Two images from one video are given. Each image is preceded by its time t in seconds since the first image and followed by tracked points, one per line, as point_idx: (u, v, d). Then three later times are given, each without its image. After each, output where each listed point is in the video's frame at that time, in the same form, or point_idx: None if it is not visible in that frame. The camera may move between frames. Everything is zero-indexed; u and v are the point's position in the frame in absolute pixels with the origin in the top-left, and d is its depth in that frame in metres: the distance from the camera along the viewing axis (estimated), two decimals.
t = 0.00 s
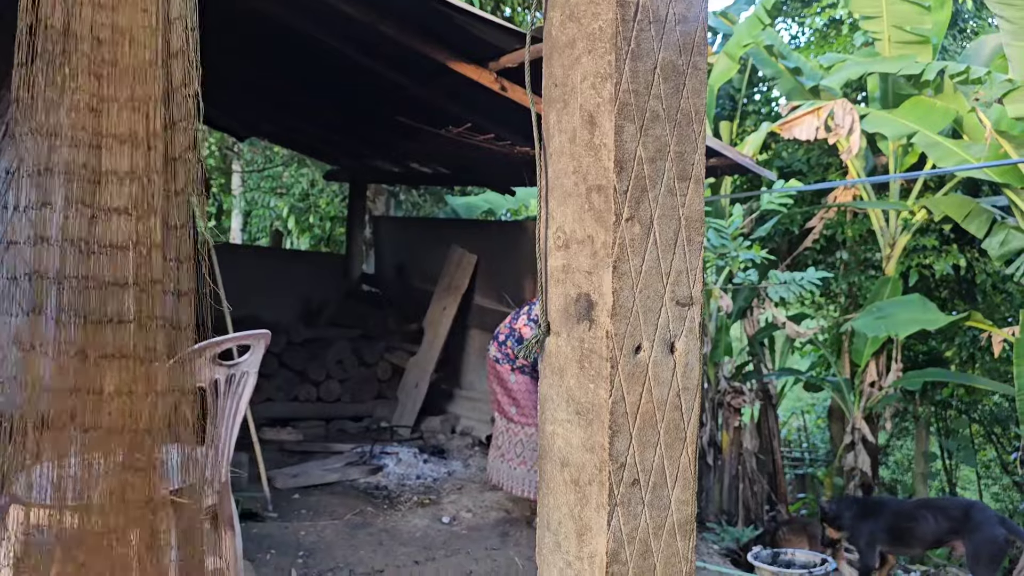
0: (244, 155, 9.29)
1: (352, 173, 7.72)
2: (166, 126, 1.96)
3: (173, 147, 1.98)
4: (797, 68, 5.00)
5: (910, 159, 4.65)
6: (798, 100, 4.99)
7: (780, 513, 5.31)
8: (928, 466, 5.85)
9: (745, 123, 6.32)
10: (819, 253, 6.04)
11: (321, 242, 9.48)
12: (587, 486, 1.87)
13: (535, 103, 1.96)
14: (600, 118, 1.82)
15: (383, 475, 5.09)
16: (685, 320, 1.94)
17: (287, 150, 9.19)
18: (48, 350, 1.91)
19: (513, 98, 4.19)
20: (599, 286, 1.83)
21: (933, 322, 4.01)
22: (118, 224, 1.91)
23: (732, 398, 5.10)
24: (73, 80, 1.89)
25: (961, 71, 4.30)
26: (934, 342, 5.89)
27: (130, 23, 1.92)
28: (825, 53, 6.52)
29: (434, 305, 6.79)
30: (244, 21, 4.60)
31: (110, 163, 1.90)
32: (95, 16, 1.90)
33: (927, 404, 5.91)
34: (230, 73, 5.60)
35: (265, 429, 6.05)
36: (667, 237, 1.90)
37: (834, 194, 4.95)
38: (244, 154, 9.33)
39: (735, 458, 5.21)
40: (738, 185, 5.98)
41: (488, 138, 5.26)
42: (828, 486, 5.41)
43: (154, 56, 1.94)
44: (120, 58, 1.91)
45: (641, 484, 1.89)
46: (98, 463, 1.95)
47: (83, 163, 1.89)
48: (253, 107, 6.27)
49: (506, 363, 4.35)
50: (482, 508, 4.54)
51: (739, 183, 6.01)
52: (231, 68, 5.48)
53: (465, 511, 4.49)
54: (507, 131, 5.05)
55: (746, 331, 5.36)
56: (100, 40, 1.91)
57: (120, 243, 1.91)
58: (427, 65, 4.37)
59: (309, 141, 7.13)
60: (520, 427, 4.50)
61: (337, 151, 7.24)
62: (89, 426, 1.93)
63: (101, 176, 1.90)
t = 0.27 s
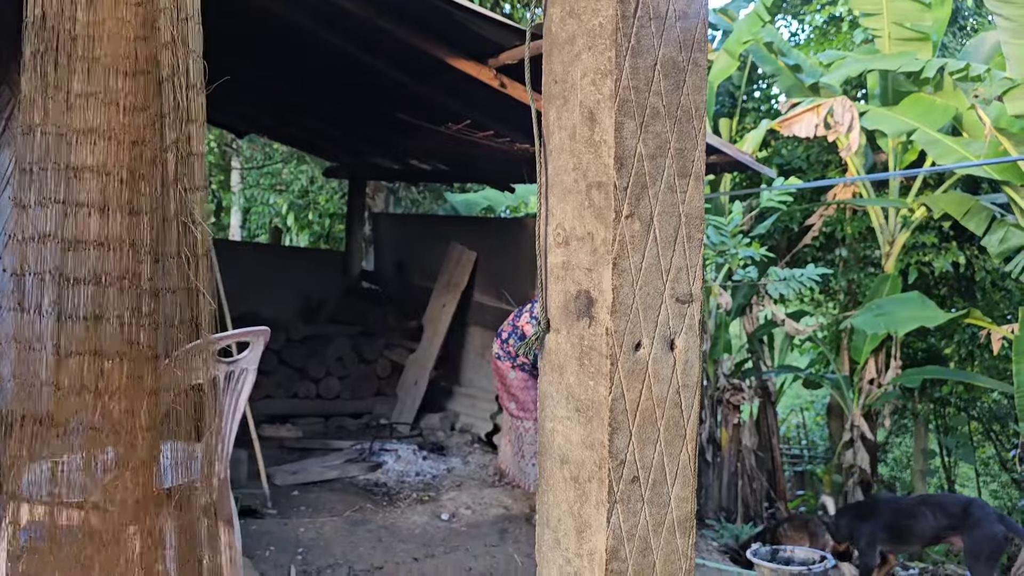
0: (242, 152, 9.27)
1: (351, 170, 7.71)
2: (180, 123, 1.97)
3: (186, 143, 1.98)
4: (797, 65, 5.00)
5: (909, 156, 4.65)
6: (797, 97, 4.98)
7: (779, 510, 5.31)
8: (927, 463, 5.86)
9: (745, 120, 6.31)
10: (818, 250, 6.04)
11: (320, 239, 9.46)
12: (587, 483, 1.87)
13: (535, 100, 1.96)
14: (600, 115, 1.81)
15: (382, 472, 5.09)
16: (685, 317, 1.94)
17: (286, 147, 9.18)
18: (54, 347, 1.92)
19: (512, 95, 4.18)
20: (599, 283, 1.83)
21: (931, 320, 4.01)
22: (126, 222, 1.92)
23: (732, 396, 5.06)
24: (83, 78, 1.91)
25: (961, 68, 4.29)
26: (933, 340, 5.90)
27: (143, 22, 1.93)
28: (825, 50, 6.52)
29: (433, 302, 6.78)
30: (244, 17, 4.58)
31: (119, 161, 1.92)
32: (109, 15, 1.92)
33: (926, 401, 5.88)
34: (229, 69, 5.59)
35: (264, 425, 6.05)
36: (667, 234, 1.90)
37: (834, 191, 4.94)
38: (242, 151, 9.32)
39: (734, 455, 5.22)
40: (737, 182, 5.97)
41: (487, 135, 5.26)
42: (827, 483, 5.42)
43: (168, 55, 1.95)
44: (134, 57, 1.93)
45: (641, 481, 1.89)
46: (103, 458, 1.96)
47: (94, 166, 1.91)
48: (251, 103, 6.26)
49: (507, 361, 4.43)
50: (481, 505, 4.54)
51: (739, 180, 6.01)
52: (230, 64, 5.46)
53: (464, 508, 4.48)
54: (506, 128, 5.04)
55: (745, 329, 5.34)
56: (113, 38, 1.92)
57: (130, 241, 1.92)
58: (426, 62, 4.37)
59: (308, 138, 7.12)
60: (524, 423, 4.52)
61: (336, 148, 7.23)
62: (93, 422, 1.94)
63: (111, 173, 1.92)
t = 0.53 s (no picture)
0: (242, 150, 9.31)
1: (351, 169, 7.71)
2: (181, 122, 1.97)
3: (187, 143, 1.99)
4: (797, 64, 4.99)
5: (909, 155, 4.64)
6: (797, 96, 4.97)
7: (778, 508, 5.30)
8: (927, 462, 5.86)
9: (745, 119, 6.30)
10: (818, 249, 6.04)
11: (320, 238, 9.45)
12: (586, 482, 1.87)
13: (534, 98, 1.96)
14: (599, 112, 1.81)
15: (381, 471, 5.09)
16: (684, 316, 1.94)
17: (285, 146, 9.18)
18: (62, 345, 1.95)
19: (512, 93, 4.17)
20: (598, 281, 1.83)
21: (931, 319, 4.00)
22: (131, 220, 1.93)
23: (731, 395, 5.11)
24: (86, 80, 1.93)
25: (962, 66, 4.28)
26: (933, 339, 5.89)
27: (145, 22, 1.95)
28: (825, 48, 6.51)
29: (433, 301, 6.78)
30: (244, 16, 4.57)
31: (121, 159, 1.93)
32: (113, 16, 1.94)
33: (926, 400, 5.88)
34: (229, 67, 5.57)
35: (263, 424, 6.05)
36: (665, 232, 1.90)
37: (833, 190, 4.94)
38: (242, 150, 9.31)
39: (733, 453, 5.21)
40: (737, 181, 5.97)
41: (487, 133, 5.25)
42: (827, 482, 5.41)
43: (170, 54, 1.96)
44: (136, 57, 1.94)
45: (641, 480, 1.89)
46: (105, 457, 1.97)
47: (99, 166, 1.93)
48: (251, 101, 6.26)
49: (508, 360, 4.46)
50: (481, 504, 4.54)
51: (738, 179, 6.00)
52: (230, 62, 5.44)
53: (463, 506, 4.48)
54: (506, 127, 5.02)
55: (745, 327, 5.31)
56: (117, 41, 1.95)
57: (132, 237, 1.93)
58: (426, 61, 4.36)
59: (307, 137, 7.11)
60: (524, 422, 4.53)
61: (336, 147, 7.22)
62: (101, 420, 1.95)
63: (115, 174, 1.93)
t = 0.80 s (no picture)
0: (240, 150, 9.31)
1: (350, 169, 7.71)
2: (179, 123, 1.96)
3: (185, 144, 1.97)
4: (795, 65, 4.97)
5: (907, 156, 4.64)
6: (795, 96, 4.97)
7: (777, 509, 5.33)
8: (925, 462, 5.86)
9: (743, 120, 6.30)
10: (816, 249, 6.04)
11: (318, 238, 9.44)
12: (584, 482, 1.87)
13: (532, 98, 1.96)
14: (597, 113, 1.81)
15: (379, 471, 5.09)
16: (681, 316, 1.94)
17: (283, 146, 9.18)
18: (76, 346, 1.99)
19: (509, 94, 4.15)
20: (596, 282, 1.83)
21: (929, 319, 4.00)
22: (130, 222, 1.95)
23: (729, 395, 5.11)
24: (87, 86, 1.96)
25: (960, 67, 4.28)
26: (930, 339, 5.90)
27: (143, 25, 1.95)
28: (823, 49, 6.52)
29: (431, 301, 6.78)
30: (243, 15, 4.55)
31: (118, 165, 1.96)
32: (123, 22, 1.97)
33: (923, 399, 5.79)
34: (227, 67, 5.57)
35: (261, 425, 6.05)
36: (663, 232, 1.89)
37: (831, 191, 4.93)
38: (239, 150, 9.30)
39: (731, 454, 5.21)
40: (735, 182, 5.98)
41: (485, 134, 5.25)
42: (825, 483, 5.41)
43: (167, 57, 1.95)
44: (137, 60, 1.96)
45: (638, 481, 1.89)
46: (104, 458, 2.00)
47: (112, 172, 1.97)
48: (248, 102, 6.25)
49: (507, 360, 4.47)
50: (479, 504, 4.53)
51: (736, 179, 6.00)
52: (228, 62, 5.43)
53: (461, 507, 4.48)
54: (505, 127, 5.02)
55: (742, 327, 5.35)
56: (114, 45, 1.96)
57: (132, 240, 1.95)
58: (425, 61, 4.36)
59: (306, 137, 7.10)
60: (522, 422, 4.54)
61: (334, 147, 7.22)
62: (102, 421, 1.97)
63: (116, 178, 1.96)
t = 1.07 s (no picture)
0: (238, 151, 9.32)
1: (348, 170, 7.71)
2: (179, 129, 1.99)
3: (184, 149, 2.00)
4: (793, 66, 4.96)
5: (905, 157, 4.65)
6: (793, 98, 4.96)
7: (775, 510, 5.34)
8: (923, 463, 5.86)
9: (741, 121, 6.30)
10: (814, 251, 6.05)
11: (317, 240, 9.44)
12: (582, 484, 1.87)
13: (531, 100, 1.97)
14: (595, 115, 1.81)
15: (378, 472, 5.09)
16: (680, 318, 1.94)
17: (282, 147, 9.19)
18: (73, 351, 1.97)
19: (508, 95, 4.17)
20: (594, 283, 1.83)
21: (927, 320, 4.00)
22: (130, 226, 1.95)
23: (727, 395, 5.09)
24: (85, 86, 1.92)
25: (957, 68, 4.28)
26: (928, 340, 5.91)
27: (141, 29, 1.95)
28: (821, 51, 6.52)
29: (430, 302, 6.78)
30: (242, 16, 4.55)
31: (117, 167, 1.94)
32: (123, 26, 1.94)
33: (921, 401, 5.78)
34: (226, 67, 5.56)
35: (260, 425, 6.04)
36: (662, 234, 1.90)
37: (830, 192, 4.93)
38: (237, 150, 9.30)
39: (730, 455, 5.20)
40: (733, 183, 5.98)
41: (483, 135, 5.26)
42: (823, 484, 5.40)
43: (165, 63, 1.97)
44: (142, 68, 1.95)
45: (636, 482, 1.89)
46: (107, 459, 1.99)
47: (108, 175, 1.93)
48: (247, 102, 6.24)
49: (505, 362, 4.47)
50: (477, 505, 4.53)
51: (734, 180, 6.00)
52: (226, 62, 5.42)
53: (460, 508, 4.48)
54: (503, 129, 5.02)
55: (741, 328, 5.36)
56: (114, 46, 1.94)
57: (131, 244, 1.95)
58: (424, 62, 4.36)
59: (304, 137, 7.09)
60: (521, 424, 4.55)
61: (333, 148, 7.21)
62: (104, 423, 1.96)
63: (114, 181, 1.94)
